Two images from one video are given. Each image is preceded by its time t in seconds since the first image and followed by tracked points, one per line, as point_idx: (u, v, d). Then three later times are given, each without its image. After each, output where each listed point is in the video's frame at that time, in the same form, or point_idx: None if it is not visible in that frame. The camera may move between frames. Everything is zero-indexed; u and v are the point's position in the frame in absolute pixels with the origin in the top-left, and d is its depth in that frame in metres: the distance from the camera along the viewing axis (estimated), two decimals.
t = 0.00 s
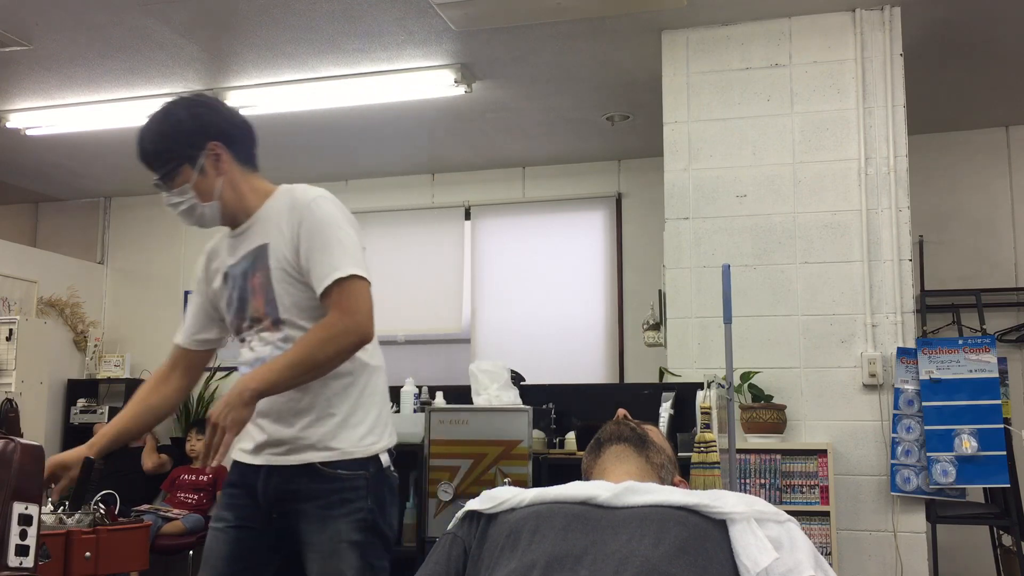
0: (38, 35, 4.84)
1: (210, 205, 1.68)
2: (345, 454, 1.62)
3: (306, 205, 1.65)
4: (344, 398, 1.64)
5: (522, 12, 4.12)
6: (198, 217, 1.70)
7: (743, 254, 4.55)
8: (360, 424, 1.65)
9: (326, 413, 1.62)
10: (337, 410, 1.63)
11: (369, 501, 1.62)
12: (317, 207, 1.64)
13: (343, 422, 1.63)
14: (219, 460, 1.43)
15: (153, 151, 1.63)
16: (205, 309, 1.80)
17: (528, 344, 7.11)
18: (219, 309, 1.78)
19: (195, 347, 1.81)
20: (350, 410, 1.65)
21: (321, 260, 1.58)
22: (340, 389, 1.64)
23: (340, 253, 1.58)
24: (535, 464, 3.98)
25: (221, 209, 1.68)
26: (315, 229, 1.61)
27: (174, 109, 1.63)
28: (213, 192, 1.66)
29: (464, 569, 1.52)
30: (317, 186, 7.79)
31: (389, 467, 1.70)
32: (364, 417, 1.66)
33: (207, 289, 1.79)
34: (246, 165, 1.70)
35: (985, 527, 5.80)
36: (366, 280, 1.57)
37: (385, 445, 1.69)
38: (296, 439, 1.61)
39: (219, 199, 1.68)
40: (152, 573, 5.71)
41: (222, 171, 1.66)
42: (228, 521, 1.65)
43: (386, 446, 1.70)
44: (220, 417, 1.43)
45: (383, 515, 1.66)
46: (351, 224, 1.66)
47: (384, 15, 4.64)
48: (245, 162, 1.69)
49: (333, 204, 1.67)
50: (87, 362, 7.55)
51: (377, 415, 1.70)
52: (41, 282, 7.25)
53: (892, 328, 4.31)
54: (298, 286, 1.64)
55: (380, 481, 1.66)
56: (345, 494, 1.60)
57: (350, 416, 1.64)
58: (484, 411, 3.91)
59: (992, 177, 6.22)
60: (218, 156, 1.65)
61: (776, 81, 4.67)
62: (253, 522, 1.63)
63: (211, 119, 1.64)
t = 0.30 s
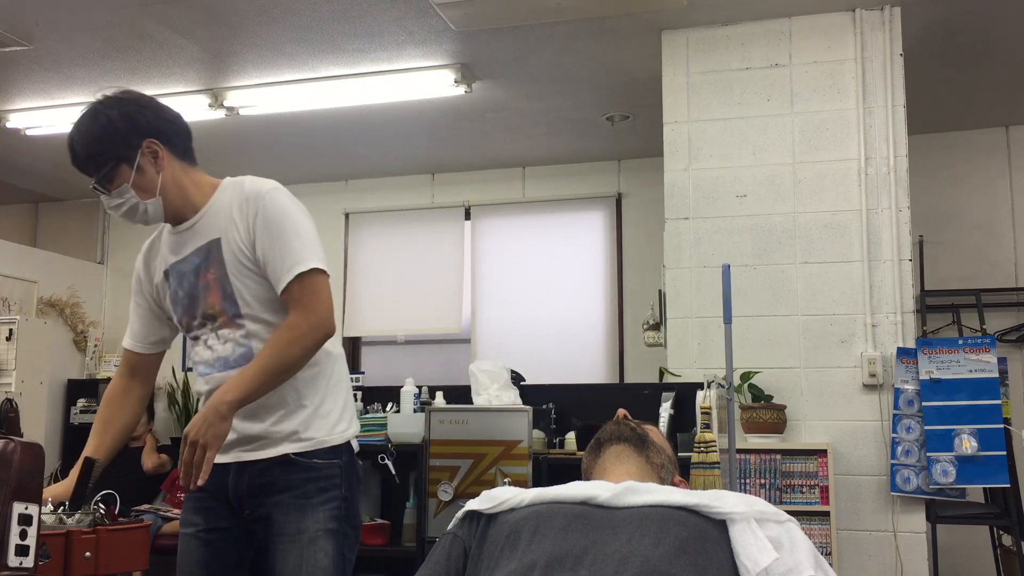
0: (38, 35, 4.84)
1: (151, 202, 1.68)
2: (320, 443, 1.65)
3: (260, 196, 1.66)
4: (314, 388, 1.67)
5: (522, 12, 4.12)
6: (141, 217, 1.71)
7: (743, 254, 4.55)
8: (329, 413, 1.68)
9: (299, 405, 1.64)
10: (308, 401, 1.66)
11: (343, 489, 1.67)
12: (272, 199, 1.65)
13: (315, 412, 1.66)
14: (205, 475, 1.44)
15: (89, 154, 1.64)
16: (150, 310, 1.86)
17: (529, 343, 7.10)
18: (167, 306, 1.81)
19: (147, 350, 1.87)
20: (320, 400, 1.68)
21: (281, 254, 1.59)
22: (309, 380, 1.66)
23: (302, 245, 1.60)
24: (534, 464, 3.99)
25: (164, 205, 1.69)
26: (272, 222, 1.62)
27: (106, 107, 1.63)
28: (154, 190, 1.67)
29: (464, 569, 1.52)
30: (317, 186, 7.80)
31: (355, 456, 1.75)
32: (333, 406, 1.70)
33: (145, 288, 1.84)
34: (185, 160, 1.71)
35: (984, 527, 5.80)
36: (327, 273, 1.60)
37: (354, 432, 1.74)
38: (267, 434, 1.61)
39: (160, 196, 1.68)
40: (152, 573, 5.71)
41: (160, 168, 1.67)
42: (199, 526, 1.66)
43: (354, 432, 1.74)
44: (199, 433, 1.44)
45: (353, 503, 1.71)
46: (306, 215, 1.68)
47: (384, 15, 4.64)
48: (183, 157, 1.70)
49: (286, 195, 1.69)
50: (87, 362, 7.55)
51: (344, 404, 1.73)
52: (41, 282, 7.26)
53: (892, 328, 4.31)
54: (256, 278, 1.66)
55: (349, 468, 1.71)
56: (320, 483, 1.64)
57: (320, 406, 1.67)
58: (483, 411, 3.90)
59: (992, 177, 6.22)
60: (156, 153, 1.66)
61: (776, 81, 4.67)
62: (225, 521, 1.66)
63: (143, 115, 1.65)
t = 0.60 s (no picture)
0: (38, 35, 4.84)
1: (145, 201, 1.69)
2: (314, 442, 1.65)
3: (251, 196, 1.66)
4: (307, 387, 1.67)
5: (522, 12, 4.12)
6: (135, 214, 1.72)
7: (743, 255, 4.55)
8: (323, 412, 1.69)
9: (292, 404, 1.65)
10: (301, 401, 1.66)
11: (338, 488, 1.68)
12: (262, 199, 1.65)
13: (308, 411, 1.66)
14: (202, 486, 1.43)
15: (81, 152, 1.64)
16: (147, 310, 1.86)
17: (529, 343, 7.10)
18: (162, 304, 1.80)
19: (139, 348, 1.88)
20: (314, 399, 1.68)
21: (269, 252, 1.59)
22: (302, 379, 1.66)
23: (290, 244, 1.59)
24: (535, 464, 3.99)
25: (157, 204, 1.69)
26: (261, 221, 1.62)
27: (97, 106, 1.63)
28: (146, 188, 1.67)
29: (464, 569, 1.52)
30: (318, 187, 7.80)
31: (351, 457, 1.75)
32: (326, 405, 1.70)
33: (139, 287, 1.84)
34: (178, 158, 1.71)
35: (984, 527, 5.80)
36: (315, 272, 1.60)
37: (349, 430, 1.74)
38: (261, 434, 1.62)
39: (153, 195, 1.68)
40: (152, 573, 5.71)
41: (153, 166, 1.67)
42: (195, 526, 1.65)
43: (349, 432, 1.74)
44: (193, 444, 1.43)
45: (349, 503, 1.71)
46: (297, 214, 1.68)
47: (384, 15, 4.64)
48: (176, 155, 1.70)
49: (277, 194, 1.68)
50: (87, 362, 7.55)
51: (338, 403, 1.74)
52: (41, 282, 7.25)
53: (892, 328, 4.31)
54: (246, 276, 1.66)
55: (345, 468, 1.72)
56: (315, 482, 1.64)
57: (314, 405, 1.67)
58: (483, 411, 3.90)
59: (992, 177, 6.22)
60: (148, 151, 1.66)
61: (776, 81, 4.67)
62: (220, 522, 1.65)
63: (134, 113, 1.64)
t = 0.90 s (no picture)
0: (38, 35, 4.84)
1: (185, 197, 1.73)
2: (321, 446, 1.63)
3: (277, 194, 1.67)
4: (320, 389, 1.66)
5: (522, 12, 4.12)
6: (176, 210, 1.76)
7: (743, 255, 4.55)
8: (335, 416, 1.67)
9: (303, 406, 1.64)
10: (313, 403, 1.65)
11: (343, 497, 1.64)
12: (286, 198, 1.66)
13: (318, 415, 1.65)
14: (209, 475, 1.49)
15: (130, 147, 1.70)
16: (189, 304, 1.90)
17: (529, 344, 7.10)
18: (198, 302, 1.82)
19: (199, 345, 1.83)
20: (327, 402, 1.67)
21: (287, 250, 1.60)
22: (314, 381, 1.66)
23: (309, 244, 1.60)
24: (535, 464, 3.99)
25: (197, 201, 1.74)
26: (283, 220, 1.63)
27: (149, 103, 1.70)
28: (187, 184, 1.72)
29: (464, 569, 1.52)
30: (317, 187, 7.80)
31: (365, 466, 1.72)
32: (340, 409, 1.68)
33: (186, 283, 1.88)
34: (222, 158, 1.75)
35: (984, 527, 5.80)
36: (334, 273, 1.60)
37: (362, 438, 1.70)
38: (273, 434, 1.63)
39: (193, 191, 1.73)
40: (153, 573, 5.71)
41: (194, 163, 1.71)
42: (214, 522, 1.68)
43: (364, 439, 1.71)
44: (203, 436, 1.49)
45: (357, 514, 1.67)
46: (322, 214, 1.68)
47: (384, 15, 4.64)
48: (220, 155, 1.74)
49: (303, 194, 1.69)
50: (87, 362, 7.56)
51: (355, 408, 1.71)
52: (41, 282, 7.25)
53: (892, 328, 4.31)
54: (268, 274, 1.66)
55: (355, 477, 1.68)
56: (317, 488, 1.62)
57: (326, 408, 1.66)
58: (484, 411, 3.90)
59: (992, 177, 6.22)
60: (190, 147, 1.70)
61: (776, 81, 4.67)
62: (236, 522, 1.67)
63: (181, 110, 1.70)
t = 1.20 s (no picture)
0: (38, 35, 4.84)
1: (292, 207, 1.78)
2: (361, 469, 1.60)
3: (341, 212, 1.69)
4: (366, 410, 1.63)
5: (522, 12, 4.12)
6: (289, 221, 1.81)
7: (743, 255, 4.55)
8: (381, 440, 1.61)
9: (350, 426, 1.62)
10: (359, 423, 1.62)
11: (388, 524, 1.59)
12: (345, 214, 1.67)
13: (363, 437, 1.61)
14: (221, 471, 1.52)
15: (250, 159, 1.79)
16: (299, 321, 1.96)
17: (529, 343, 7.11)
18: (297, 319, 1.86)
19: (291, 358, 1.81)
20: (373, 424, 1.62)
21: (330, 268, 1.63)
22: (361, 402, 1.63)
23: (349, 261, 1.61)
24: (535, 463, 3.99)
25: (303, 211, 1.77)
26: (335, 239, 1.65)
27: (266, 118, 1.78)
28: (293, 195, 1.76)
29: (463, 569, 1.51)
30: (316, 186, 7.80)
31: (424, 492, 1.64)
32: (387, 432, 1.62)
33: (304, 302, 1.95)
34: (332, 171, 1.77)
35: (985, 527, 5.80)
36: (364, 293, 1.59)
37: (410, 467, 1.61)
38: (323, 450, 1.64)
39: (299, 202, 1.76)
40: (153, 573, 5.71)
41: (300, 175, 1.76)
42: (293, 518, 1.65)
43: (416, 465, 1.63)
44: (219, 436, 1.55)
45: (409, 540, 1.61)
46: (381, 232, 1.66)
47: (384, 15, 4.64)
48: (328, 168, 1.76)
49: (367, 211, 1.68)
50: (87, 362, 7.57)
51: (409, 432, 1.64)
52: (41, 282, 7.26)
53: (892, 328, 4.31)
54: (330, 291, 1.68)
55: (406, 504, 1.61)
56: (361, 513, 1.59)
57: (371, 431, 1.62)
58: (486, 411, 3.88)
59: (993, 176, 6.21)
60: (296, 160, 1.75)
61: (776, 81, 4.67)
62: (308, 522, 1.63)
63: (293, 124, 1.76)
